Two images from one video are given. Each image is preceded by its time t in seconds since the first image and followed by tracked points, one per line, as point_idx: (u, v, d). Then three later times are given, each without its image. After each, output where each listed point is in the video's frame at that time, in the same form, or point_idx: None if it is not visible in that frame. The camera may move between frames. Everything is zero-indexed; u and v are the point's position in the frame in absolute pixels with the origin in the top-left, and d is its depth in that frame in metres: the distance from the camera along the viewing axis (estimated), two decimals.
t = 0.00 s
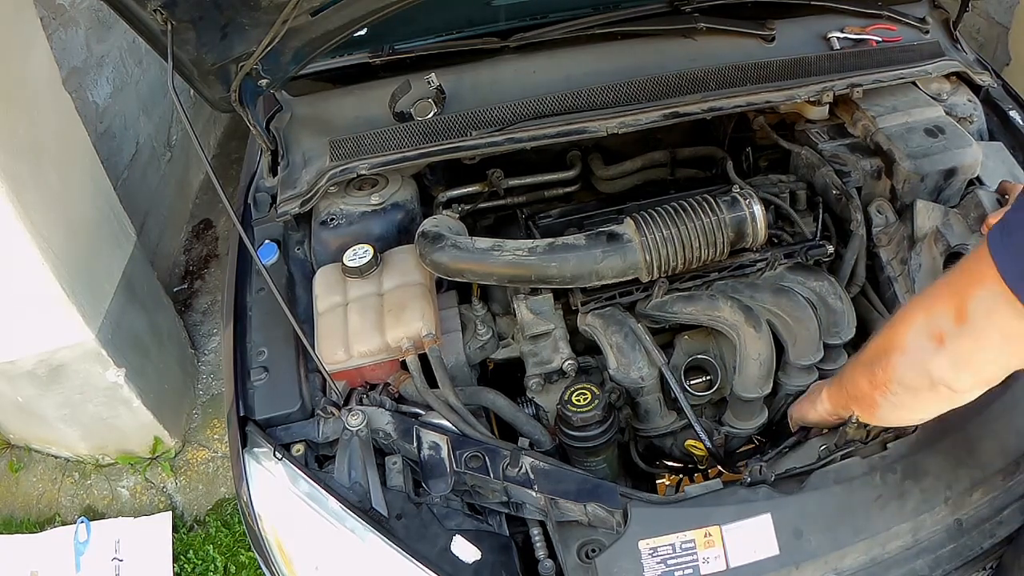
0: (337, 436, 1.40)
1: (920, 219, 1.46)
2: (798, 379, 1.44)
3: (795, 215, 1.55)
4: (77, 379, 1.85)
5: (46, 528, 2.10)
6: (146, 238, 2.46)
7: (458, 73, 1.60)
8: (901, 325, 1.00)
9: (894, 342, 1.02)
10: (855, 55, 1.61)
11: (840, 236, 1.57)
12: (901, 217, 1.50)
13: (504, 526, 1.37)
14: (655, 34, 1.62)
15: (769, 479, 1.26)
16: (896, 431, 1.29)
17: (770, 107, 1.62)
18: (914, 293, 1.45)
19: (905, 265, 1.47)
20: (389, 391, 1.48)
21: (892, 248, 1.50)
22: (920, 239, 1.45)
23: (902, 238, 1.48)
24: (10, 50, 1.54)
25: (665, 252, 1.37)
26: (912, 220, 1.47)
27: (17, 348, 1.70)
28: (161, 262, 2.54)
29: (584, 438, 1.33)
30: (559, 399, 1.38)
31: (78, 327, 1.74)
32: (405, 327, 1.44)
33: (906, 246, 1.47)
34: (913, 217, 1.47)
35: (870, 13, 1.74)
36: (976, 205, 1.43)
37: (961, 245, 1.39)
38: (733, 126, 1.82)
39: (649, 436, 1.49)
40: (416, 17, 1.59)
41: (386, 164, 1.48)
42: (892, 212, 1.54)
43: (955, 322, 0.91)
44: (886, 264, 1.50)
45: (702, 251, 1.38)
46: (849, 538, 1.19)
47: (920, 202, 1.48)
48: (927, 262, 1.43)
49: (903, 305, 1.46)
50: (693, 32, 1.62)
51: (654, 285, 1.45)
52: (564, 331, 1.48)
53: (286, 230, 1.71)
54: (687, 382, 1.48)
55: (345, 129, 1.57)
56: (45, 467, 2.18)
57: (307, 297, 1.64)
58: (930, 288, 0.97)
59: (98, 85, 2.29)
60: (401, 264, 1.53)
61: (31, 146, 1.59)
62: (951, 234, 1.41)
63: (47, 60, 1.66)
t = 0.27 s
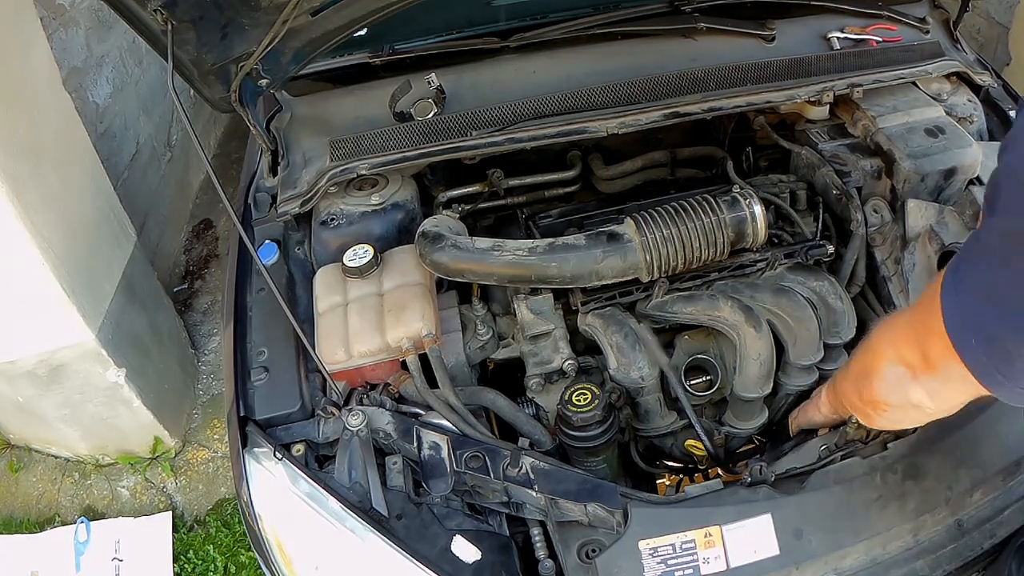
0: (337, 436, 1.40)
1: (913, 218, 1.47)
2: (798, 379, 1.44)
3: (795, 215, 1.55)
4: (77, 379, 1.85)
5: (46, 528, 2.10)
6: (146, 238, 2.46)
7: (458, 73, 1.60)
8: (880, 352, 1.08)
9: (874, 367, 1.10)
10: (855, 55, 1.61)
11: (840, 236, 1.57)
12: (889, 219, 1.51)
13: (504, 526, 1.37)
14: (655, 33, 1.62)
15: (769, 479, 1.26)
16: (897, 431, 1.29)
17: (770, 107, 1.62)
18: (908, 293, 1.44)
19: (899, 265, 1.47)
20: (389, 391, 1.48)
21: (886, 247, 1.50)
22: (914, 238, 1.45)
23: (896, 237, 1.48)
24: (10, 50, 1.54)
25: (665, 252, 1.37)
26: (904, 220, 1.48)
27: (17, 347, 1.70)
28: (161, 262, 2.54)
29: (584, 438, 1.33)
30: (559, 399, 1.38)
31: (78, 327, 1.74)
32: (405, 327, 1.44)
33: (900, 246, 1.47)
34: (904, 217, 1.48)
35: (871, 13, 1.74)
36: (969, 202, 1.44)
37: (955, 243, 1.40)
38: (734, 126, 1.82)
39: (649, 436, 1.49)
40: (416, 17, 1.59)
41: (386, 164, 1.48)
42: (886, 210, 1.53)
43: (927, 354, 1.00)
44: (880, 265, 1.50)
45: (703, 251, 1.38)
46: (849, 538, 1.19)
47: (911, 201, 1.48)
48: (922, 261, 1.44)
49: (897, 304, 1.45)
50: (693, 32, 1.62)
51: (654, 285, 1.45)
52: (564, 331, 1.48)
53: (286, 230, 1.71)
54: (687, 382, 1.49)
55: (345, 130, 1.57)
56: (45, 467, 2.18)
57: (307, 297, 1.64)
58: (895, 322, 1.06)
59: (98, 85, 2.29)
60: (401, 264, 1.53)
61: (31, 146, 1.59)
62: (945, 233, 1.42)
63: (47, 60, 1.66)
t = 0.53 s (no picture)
0: (337, 436, 1.40)
1: (908, 222, 1.46)
2: (798, 379, 1.44)
3: (795, 215, 1.55)
4: (78, 379, 1.85)
5: (46, 528, 2.10)
6: (146, 238, 2.46)
7: (458, 73, 1.60)
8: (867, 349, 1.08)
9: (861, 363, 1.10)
10: (856, 55, 1.61)
11: (840, 237, 1.57)
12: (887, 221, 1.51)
13: (504, 526, 1.37)
14: (656, 33, 1.62)
15: (769, 479, 1.27)
16: (897, 431, 1.29)
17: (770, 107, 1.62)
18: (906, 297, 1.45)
19: (897, 268, 1.48)
20: (390, 391, 1.48)
21: (883, 252, 1.51)
22: (910, 242, 1.46)
23: (892, 241, 1.49)
24: (11, 50, 1.54)
25: (665, 252, 1.37)
26: (901, 224, 1.47)
27: (18, 347, 1.70)
28: (161, 262, 2.54)
29: (584, 438, 1.33)
30: (559, 399, 1.38)
31: (79, 327, 1.74)
32: (405, 327, 1.44)
33: (896, 250, 1.48)
34: (901, 221, 1.47)
35: (871, 13, 1.74)
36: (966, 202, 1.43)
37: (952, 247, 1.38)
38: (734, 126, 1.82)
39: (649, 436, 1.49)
40: (417, 17, 1.59)
41: (386, 164, 1.48)
42: (885, 212, 1.52)
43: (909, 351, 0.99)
44: (878, 268, 1.51)
45: (703, 251, 1.38)
46: (850, 538, 1.19)
47: (907, 205, 1.48)
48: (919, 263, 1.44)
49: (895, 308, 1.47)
50: (693, 32, 1.62)
51: (654, 285, 1.45)
52: (565, 331, 1.48)
53: (287, 230, 1.71)
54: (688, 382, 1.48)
55: (345, 130, 1.57)
56: (45, 467, 2.18)
57: (308, 297, 1.64)
58: (881, 318, 1.06)
59: (98, 85, 2.29)
60: (402, 264, 1.53)
61: (32, 146, 1.59)
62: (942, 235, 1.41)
63: (47, 60, 1.66)
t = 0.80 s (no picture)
0: (337, 436, 1.40)
1: (905, 222, 1.47)
2: (798, 378, 1.45)
3: (795, 214, 1.55)
4: (78, 379, 1.85)
5: (46, 528, 2.10)
6: (146, 238, 2.46)
7: (458, 73, 1.60)
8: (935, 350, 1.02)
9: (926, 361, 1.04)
10: (855, 54, 1.61)
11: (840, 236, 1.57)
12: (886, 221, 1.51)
13: (504, 526, 1.37)
14: (655, 33, 1.62)
15: (769, 479, 1.27)
16: (897, 431, 1.30)
17: (769, 107, 1.63)
18: (906, 297, 1.47)
19: (896, 268, 1.49)
20: (389, 391, 1.48)
21: (883, 251, 1.51)
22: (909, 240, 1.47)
23: (891, 240, 1.50)
24: (11, 50, 1.54)
25: (665, 252, 1.37)
26: (898, 225, 1.48)
27: (18, 348, 1.70)
28: (161, 263, 2.54)
29: (584, 438, 1.33)
30: (559, 399, 1.38)
31: (78, 327, 1.74)
32: (405, 327, 1.44)
33: (896, 249, 1.49)
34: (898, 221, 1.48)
35: (871, 13, 1.74)
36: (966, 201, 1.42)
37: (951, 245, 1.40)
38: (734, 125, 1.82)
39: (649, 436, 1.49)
40: (416, 17, 1.59)
41: (386, 164, 1.48)
42: (883, 213, 1.52)
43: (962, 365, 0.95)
44: (878, 268, 1.52)
45: (702, 251, 1.38)
46: (850, 538, 1.19)
47: (903, 204, 1.48)
48: (919, 262, 1.46)
49: (895, 308, 1.48)
50: (693, 32, 1.62)
51: (654, 285, 1.45)
52: (565, 331, 1.48)
53: (287, 230, 1.71)
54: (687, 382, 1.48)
55: (345, 130, 1.58)
56: (45, 467, 2.18)
57: (308, 298, 1.64)
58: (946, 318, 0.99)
59: (98, 85, 2.29)
60: (402, 264, 1.53)
61: (32, 146, 1.59)
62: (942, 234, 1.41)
63: (47, 60, 1.66)
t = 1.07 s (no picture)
0: (337, 436, 1.40)
1: (888, 214, 1.45)
2: (798, 378, 1.45)
3: (796, 214, 1.55)
4: (78, 379, 1.85)
5: (46, 528, 2.10)
6: (146, 238, 2.46)
7: (458, 73, 1.60)
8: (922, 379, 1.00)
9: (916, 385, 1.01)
10: (855, 54, 1.61)
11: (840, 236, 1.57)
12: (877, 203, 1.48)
13: (504, 526, 1.37)
14: (655, 33, 1.62)
15: (769, 479, 1.26)
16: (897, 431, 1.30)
17: (767, 107, 1.64)
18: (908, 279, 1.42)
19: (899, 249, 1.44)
20: (390, 391, 1.48)
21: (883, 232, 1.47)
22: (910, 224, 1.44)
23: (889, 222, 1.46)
24: (11, 50, 1.54)
25: (665, 252, 1.37)
26: (881, 217, 1.47)
27: (18, 348, 1.70)
28: (161, 263, 2.54)
29: (584, 438, 1.33)
30: (559, 399, 1.38)
31: (78, 327, 1.74)
32: (405, 327, 1.44)
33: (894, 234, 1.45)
34: (879, 215, 1.47)
35: (871, 13, 1.74)
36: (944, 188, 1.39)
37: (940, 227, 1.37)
38: (734, 125, 1.82)
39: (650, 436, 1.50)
40: (416, 17, 1.59)
41: (386, 164, 1.48)
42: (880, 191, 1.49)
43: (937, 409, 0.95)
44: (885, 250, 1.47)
45: (703, 251, 1.38)
46: (850, 537, 1.19)
47: (881, 198, 1.47)
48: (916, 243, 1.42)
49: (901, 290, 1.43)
50: (692, 32, 1.62)
51: (654, 285, 1.45)
52: (565, 330, 1.48)
53: (287, 230, 1.71)
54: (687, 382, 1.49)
55: (345, 130, 1.57)
56: (45, 467, 2.18)
57: (308, 297, 1.64)
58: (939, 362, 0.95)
59: (98, 85, 2.29)
60: (402, 264, 1.53)
61: (31, 146, 1.59)
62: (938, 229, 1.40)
63: (47, 60, 1.66)
